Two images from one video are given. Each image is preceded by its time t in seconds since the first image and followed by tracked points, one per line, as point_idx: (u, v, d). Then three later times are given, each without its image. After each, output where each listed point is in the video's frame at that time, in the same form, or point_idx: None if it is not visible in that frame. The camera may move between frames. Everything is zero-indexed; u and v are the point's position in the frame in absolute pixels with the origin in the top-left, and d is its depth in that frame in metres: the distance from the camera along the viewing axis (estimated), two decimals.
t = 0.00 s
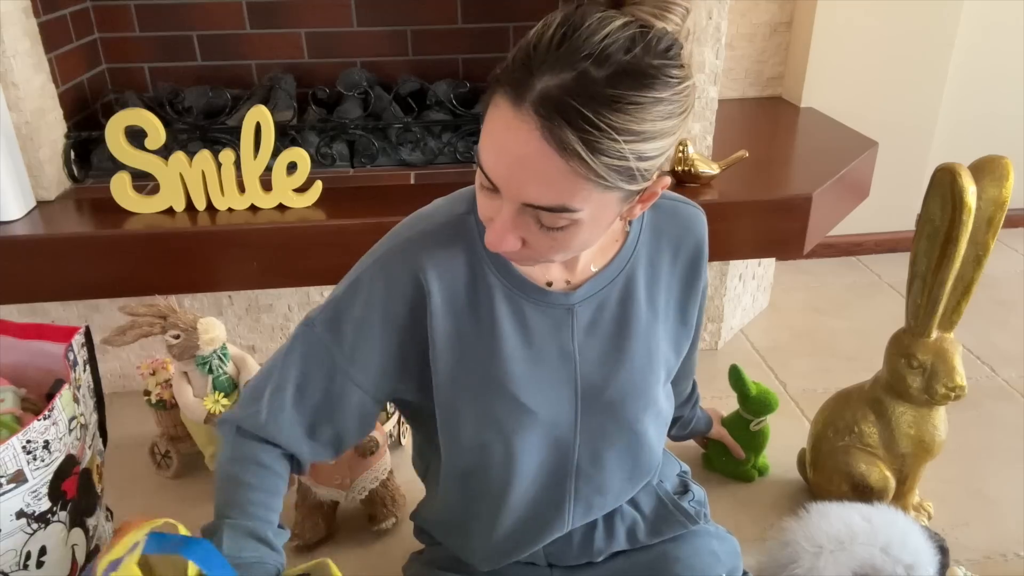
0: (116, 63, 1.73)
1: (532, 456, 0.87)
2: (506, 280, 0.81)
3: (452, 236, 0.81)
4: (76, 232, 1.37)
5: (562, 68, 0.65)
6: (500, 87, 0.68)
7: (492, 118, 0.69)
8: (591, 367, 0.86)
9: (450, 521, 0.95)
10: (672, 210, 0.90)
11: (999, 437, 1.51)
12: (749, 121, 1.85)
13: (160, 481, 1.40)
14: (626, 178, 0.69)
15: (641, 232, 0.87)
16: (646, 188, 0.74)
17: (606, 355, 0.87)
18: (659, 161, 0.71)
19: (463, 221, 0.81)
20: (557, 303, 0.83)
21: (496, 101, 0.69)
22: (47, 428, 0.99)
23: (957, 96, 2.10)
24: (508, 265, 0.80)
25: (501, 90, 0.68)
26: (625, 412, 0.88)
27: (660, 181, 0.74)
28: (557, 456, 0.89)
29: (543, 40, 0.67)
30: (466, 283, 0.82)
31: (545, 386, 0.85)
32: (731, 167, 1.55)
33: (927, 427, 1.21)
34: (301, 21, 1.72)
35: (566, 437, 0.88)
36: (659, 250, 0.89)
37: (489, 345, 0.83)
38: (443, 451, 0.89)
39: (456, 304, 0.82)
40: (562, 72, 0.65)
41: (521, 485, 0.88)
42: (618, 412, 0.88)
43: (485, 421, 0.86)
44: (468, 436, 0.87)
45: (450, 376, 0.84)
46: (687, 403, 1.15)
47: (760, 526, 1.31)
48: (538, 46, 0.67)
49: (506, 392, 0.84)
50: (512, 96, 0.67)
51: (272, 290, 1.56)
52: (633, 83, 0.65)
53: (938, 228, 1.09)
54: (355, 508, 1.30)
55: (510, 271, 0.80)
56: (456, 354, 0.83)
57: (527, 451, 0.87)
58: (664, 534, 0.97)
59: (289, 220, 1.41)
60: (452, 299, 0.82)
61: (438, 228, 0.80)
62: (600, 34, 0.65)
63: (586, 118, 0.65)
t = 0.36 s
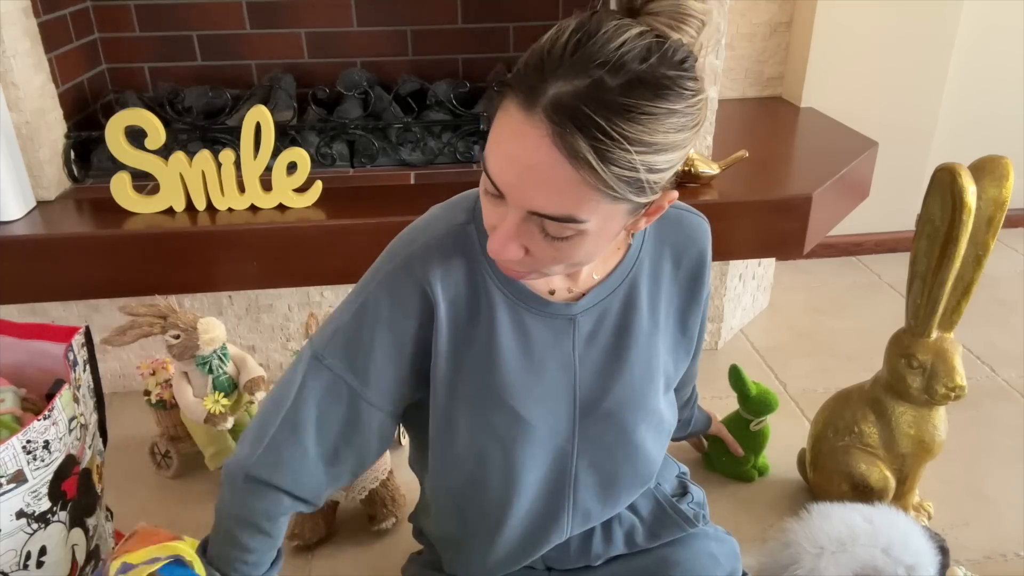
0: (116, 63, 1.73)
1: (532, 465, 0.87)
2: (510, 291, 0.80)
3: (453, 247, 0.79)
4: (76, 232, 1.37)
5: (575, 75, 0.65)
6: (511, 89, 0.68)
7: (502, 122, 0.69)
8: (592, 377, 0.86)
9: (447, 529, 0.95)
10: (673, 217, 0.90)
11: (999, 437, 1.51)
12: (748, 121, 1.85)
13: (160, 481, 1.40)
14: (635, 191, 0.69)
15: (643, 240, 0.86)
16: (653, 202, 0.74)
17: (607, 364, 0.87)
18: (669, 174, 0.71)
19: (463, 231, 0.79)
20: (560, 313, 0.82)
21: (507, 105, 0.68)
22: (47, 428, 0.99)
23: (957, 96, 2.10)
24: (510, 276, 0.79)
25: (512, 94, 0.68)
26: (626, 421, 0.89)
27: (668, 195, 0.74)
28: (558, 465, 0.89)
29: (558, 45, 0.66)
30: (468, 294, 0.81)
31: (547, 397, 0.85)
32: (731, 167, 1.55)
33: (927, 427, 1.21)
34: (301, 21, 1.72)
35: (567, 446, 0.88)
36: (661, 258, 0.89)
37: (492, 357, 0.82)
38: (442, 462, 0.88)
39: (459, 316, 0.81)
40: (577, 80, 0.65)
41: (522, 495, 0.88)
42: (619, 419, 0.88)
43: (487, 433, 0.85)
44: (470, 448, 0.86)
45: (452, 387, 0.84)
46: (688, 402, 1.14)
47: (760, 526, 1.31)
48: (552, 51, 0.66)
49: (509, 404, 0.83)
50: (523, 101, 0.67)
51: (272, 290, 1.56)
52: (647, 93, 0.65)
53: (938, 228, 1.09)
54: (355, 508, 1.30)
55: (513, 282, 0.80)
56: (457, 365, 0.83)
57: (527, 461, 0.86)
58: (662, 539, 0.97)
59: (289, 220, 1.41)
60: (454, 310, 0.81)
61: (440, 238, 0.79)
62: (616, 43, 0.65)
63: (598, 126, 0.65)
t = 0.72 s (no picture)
0: (116, 63, 1.73)
1: (539, 466, 0.87)
2: (513, 292, 0.80)
3: (454, 249, 0.79)
4: (76, 232, 1.37)
5: (592, 55, 0.65)
6: (525, 76, 0.68)
7: (516, 107, 0.68)
8: (598, 375, 0.86)
9: (455, 531, 0.95)
10: (677, 212, 0.90)
11: (999, 437, 1.51)
12: (748, 121, 1.85)
13: (160, 481, 1.40)
14: (649, 171, 0.69)
15: (644, 237, 0.86)
16: (660, 193, 0.74)
17: (612, 361, 0.87)
18: (680, 157, 0.71)
19: (463, 234, 0.79)
20: (565, 312, 0.82)
21: (520, 90, 0.68)
22: (47, 428, 0.99)
23: (957, 96, 2.10)
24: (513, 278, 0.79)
25: (526, 79, 0.67)
26: (633, 419, 0.89)
27: (675, 185, 0.74)
28: (566, 465, 0.89)
29: (572, 28, 0.67)
30: (471, 296, 0.80)
31: (553, 398, 0.85)
32: (731, 167, 1.56)
33: (927, 427, 1.21)
34: (301, 21, 1.72)
35: (573, 447, 0.88)
36: (663, 255, 0.89)
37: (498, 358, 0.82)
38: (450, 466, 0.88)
39: (464, 318, 0.81)
40: (593, 61, 0.65)
41: (530, 496, 0.88)
42: (625, 417, 0.88)
43: (494, 436, 0.85)
44: (476, 451, 0.86)
45: (457, 390, 0.84)
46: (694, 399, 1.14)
47: (760, 526, 1.31)
48: (567, 34, 0.67)
49: (515, 407, 0.83)
50: (540, 82, 0.66)
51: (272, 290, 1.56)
52: (662, 73, 0.65)
53: (938, 228, 1.09)
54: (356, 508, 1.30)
55: (517, 283, 0.79)
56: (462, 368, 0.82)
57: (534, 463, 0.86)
58: (666, 540, 0.97)
59: (289, 219, 1.41)
60: (458, 313, 0.80)
61: (440, 242, 0.79)
62: (631, 26, 0.65)
63: (617, 104, 0.64)
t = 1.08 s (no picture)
0: (116, 63, 1.73)
1: (522, 460, 0.85)
2: (494, 281, 0.80)
3: (439, 235, 0.80)
4: (75, 232, 1.37)
5: (574, 15, 0.66)
6: (509, 46, 0.67)
7: (501, 78, 0.67)
8: (587, 372, 0.84)
9: (445, 528, 0.93)
10: (674, 211, 0.88)
11: (1000, 437, 1.51)
12: (748, 121, 1.85)
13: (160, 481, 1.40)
14: (640, 129, 0.69)
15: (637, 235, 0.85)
16: (647, 160, 0.74)
17: (600, 357, 0.84)
18: (666, 117, 0.72)
19: (450, 220, 0.81)
20: (550, 305, 0.81)
21: (503, 62, 0.67)
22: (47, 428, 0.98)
23: (958, 96, 2.10)
24: (496, 266, 0.80)
25: (510, 48, 0.67)
26: (622, 418, 0.86)
27: (661, 149, 0.74)
28: (552, 463, 0.87)
29: None
30: (454, 284, 0.80)
31: (536, 391, 0.83)
32: (731, 167, 1.56)
33: (927, 427, 1.21)
34: (301, 21, 1.72)
35: (560, 442, 0.86)
36: (659, 253, 0.87)
37: (479, 348, 0.81)
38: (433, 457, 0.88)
39: (445, 307, 0.81)
40: (576, 22, 0.66)
41: (512, 492, 0.87)
42: (613, 413, 0.86)
43: (476, 429, 0.84)
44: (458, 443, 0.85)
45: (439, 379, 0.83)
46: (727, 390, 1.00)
47: (761, 526, 1.31)
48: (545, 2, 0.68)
49: (496, 396, 0.82)
50: (525, 47, 0.66)
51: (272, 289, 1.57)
52: (640, 26, 0.67)
53: (938, 228, 1.09)
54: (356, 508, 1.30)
55: (498, 271, 0.80)
56: (442, 356, 0.82)
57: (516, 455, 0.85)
58: (661, 542, 0.96)
59: (289, 220, 1.41)
60: (439, 299, 0.80)
61: (426, 227, 0.81)
62: None
63: (604, 54, 0.65)
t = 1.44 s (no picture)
0: (116, 63, 1.73)
1: (482, 457, 0.82)
2: (468, 268, 0.78)
3: (426, 214, 0.82)
4: (75, 232, 1.37)
5: None
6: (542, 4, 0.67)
7: (541, 29, 0.66)
8: (550, 376, 0.79)
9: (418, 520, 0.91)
10: (674, 224, 0.79)
11: (1000, 437, 1.51)
12: (748, 121, 1.85)
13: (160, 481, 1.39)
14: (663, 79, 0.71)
15: (623, 245, 0.78)
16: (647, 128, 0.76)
17: (565, 364, 0.79)
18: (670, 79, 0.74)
19: (440, 201, 0.82)
20: (517, 299, 0.77)
21: (539, 12, 0.67)
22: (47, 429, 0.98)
23: (958, 96, 2.10)
24: (468, 252, 0.78)
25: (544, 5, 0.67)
26: (589, 432, 0.80)
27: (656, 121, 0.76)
28: (513, 466, 0.83)
29: None
30: (426, 267, 0.80)
31: (498, 388, 0.80)
32: (731, 167, 1.56)
33: (927, 427, 1.21)
34: (302, 21, 1.72)
35: (523, 445, 0.82)
36: (646, 266, 0.79)
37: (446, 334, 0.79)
38: (404, 439, 0.87)
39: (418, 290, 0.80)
40: None
41: (471, 485, 0.84)
42: (577, 426, 0.80)
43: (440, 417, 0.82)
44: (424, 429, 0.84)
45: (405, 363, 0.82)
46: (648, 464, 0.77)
47: (760, 525, 1.31)
48: None
49: (455, 385, 0.80)
50: None
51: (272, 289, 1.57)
52: None
53: (937, 228, 1.09)
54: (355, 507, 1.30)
55: (468, 255, 0.78)
56: (408, 339, 0.81)
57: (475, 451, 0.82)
58: (658, 553, 0.88)
59: (289, 220, 1.41)
60: (408, 281, 0.80)
61: (418, 206, 0.82)
62: None
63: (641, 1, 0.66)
